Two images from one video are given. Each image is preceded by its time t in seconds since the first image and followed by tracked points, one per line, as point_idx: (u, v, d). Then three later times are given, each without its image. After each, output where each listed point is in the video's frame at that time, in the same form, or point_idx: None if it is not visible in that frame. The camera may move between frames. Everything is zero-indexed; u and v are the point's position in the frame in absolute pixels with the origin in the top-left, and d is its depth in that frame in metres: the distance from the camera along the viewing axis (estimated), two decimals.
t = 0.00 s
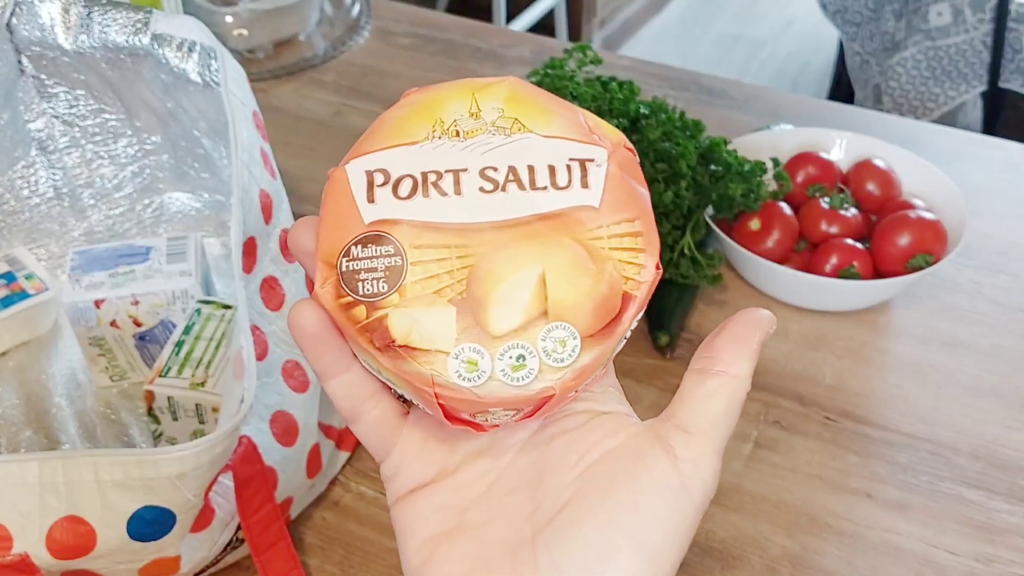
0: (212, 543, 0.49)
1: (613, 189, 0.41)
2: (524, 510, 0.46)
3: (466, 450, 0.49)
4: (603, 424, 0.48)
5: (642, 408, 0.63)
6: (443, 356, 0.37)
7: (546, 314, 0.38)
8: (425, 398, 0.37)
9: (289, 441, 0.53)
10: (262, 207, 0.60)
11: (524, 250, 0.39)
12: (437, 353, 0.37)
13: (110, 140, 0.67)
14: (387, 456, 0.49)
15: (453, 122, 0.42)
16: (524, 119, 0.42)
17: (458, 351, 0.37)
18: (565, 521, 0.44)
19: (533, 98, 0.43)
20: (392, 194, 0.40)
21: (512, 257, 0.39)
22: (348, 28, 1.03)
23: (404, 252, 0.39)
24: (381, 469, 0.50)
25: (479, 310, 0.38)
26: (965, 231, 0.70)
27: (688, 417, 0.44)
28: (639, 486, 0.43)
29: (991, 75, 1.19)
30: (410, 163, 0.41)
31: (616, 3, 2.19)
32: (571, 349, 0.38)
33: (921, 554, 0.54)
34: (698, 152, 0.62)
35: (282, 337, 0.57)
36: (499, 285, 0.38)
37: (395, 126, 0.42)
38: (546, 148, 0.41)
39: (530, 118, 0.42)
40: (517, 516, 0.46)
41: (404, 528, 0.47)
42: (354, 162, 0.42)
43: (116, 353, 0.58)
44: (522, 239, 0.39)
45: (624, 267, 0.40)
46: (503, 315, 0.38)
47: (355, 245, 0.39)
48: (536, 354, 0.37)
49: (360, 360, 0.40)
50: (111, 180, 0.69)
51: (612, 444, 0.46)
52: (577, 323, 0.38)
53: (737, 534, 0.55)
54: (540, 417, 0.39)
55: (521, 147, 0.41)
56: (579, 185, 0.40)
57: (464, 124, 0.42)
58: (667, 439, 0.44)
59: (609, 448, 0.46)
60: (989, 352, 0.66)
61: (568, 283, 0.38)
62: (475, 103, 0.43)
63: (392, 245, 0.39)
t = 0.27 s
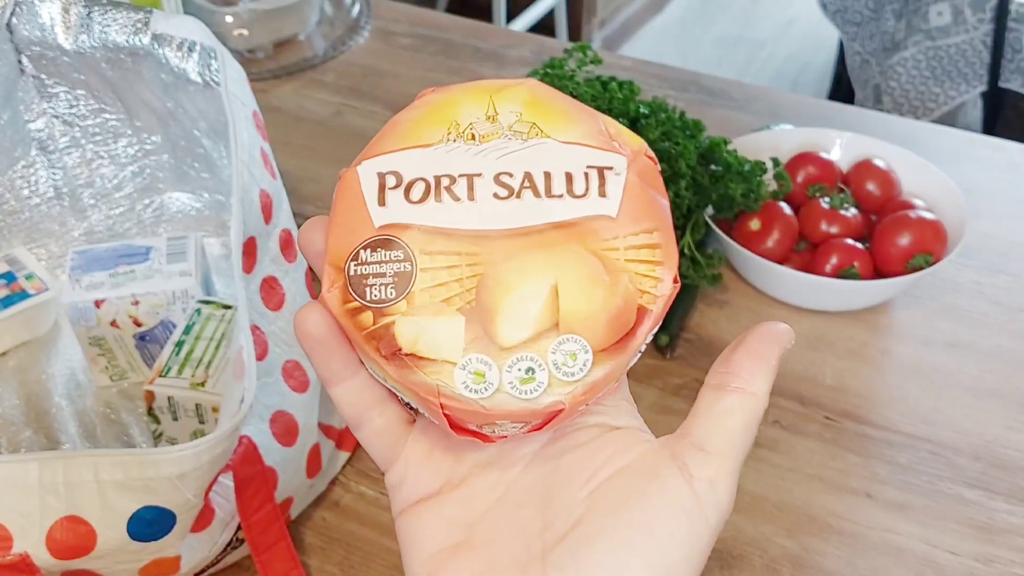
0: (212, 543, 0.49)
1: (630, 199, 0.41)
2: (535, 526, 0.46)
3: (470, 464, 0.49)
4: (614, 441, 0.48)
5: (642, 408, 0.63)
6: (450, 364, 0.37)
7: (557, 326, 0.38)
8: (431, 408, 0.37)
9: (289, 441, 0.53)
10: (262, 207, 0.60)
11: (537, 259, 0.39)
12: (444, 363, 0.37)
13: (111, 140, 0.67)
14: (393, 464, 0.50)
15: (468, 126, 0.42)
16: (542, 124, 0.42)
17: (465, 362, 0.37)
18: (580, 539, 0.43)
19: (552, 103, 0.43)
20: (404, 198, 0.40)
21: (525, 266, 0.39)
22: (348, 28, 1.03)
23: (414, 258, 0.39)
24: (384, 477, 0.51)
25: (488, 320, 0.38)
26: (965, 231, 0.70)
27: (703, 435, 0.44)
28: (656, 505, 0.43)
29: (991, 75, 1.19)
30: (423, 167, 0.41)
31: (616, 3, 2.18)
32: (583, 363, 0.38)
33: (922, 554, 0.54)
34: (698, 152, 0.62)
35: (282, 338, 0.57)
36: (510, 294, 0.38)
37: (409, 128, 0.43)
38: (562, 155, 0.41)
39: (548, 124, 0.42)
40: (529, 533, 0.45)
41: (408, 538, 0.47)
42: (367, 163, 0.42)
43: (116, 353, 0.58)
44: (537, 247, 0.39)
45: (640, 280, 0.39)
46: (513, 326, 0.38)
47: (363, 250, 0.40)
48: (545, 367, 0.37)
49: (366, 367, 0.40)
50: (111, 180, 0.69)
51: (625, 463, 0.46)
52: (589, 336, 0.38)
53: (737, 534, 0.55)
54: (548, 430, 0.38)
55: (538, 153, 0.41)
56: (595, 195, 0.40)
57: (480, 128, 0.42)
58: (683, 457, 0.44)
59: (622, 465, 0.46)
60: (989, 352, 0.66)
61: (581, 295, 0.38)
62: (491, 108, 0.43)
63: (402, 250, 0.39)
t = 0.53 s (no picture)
0: (212, 543, 0.49)
1: (632, 206, 0.40)
2: (535, 535, 0.46)
3: (472, 465, 0.49)
4: (617, 449, 0.47)
5: (642, 408, 0.63)
6: (446, 369, 0.37)
7: (556, 331, 0.38)
8: (428, 412, 0.38)
9: (289, 441, 0.53)
10: (262, 208, 0.60)
11: (536, 264, 0.39)
12: (441, 367, 0.38)
13: (110, 140, 0.67)
14: (393, 468, 0.50)
15: (470, 130, 0.42)
16: (545, 129, 0.42)
17: (462, 366, 0.37)
18: (578, 549, 0.43)
19: (557, 107, 0.43)
20: (404, 202, 0.40)
21: (524, 271, 0.39)
22: (348, 28, 1.03)
23: (413, 262, 0.39)
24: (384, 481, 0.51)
25: (486, 325, 0.38)
26: (965, 232, 0.70)
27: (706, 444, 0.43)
28: (657, 515, 0.43)
29: (991, 75, 1.19)
30: (424, 170, 0.41)
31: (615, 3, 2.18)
32: (580, 369, 0.38)
33: (922, 554, 0.54)
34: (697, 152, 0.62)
35: (282, 338, 0.57)
36: (508, 299, 0.38)
37: (412, 131, 0.43)
38: (564, 160, 0.41)
39: (551, 128, 0.42)
40: (529, 541, 0.46)
41: (407, 544, 0.47)
42: (370, 167, 0.42)
43: (116, 353, 0.57)
44: (537, 252, 0.39)
45: (640, 286, 0.39)
46: (511, 331, 0.38)
47: (363, 252, 0.40)
48: (543, 373, 0.37)
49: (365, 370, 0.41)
50: (111, 180, 0.69)
51: (625, 471, 0.46)
52: (587, 343, 0.38)
53: (737, 533, 0.55)
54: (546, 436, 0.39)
55: (540, 158, 0.41)
56: (597, 201, 0.40)
57: (483, 133, 0.42)
58: (684, 466, 0.44)
59: (623, 473, 0.45)
60: (989, 352, 0.66)
61: (580, 301, 0.38)
62: (494, 112, 0.43)
63: (401, 253, 0.39)
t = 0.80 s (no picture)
0: (212, 542, 0.49)
1: (635, 205, 0.40)
2: (535, 535, 0.46)
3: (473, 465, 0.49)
4: (619, 449, 0.47)
5: (642, 408, 0.63)
6: (447, 368, 0.37)
7: (557, 331, 0.38)
8: (429, 411, 0.38)
9: (289, 441, 0.53)
10: (262, 207, 0.60)
11: (537, 264, 0.39)
12: (441, 366, 0.38)
13: (110, 140, 0.67)
14: (394, 468, 0.50)
15: (473, 128, 0.42)
16: (548, 127, 0.42)
17: (463, 366, 0.37)
18: (579, 551, 0.43)
19: (560, 106, 0.43)
20: (406, 199, 0.40)
21: (525, 271, 0.38)
22: (348, 28, 1.03)
23: (413, 260, 0.39)
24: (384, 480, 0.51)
25: (487, 325, 0.38)
26: (965, 232, 0.70)
27: (707, 447, 0.43)
28: (658, 517, 0.42)
29: (991, 75, 1.19)
30: (426, 168, 0.41)
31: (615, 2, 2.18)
32: (581, 369, 0.38)
33: (922, 554, 0.54)
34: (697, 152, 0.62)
35: (282, 337, 0.57)
36: (509, 299, 0.38)
37: (413, 129, 0.43)
38: (567, 158, 0.41)
39: (554, 127, 0.42)
40: (530, 542, 0.46)
41: (407, 545, 0.47)
42: (371, 164, 0.42)
43: (116, 353, 0.57)
44: (538, 251, 0.39)
45: (642, 286, 0.39)
46: (511, 331, 0.38)
47: (364, 250, 0.40)
48: (544, 373, 0.37)
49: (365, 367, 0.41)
50: (111, 180, 0.68)
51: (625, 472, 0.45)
52: (589, 343, 0.38)
53: (737, 534, 0.55)
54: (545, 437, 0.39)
55: (542, 156, 0.41)
56: (599, 200, 0.40)
57: (485, 130, 0.42)
58: (686, 468, 0.43)
59: (624, 475, 0.45)
60: (989, 352, 0.66)
61: (580, 301, 0.38)
62: (497, 109, 0.43)
63: (402, 251, 0.39)
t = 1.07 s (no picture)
0: (212, 542, 0.49)
1: (650, 207, 0.41)
2: (534, 540, 0.46)
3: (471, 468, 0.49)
4: (622, 455, 0.47)
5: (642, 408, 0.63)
6: (459, 366, 0.37)
7: (571, 331, 0.38)
8: (437, 410, 0.37)
9: (289, 441, 0.53)
10: (262, 207, 0.60)
11: (551, 262, 0.39)
12: (452, 364, 0.37)
13: (110, 139, 0.67)
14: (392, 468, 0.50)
15: (488, 123, 0.42)
16: (564, 125, 0.42)
17: (475, 363, 0.37)
18: (579, 555, 0.43)
19: (575, 106, 0.43)
20: (420, 193, 0.40)
21: (539, 270, 0.38)
22: (348, 27, 1.03)
23: (426, 254, 0.39)
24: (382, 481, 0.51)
25: (501, 323, 0.38)
26: (965, 231, 0.70)
27: (699, 449, 0.43)
28: (658, 520, 0.42)
29: (991, 75, 1.19)
30: (441, 162, 0.41)
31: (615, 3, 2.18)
32: (595, 370, 0.38)
33: (922, 554, 0.54)
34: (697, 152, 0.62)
35: (282, 337, 0.57)
36: (524, 298, 0.38)
37: (427, 123, 0.43)
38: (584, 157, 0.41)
39: (569, 125, 0.42)
40: (530, 546, 0.46)
41: (406, 548, 0.47)
42: (383, 156, 0.42)
43: (116, 353, 0.57)
44: (553, 250, 0.39)
45: (657, 288, 0.39)
46: (525, 330, 0.38)
47: (375, 244, 0.40)
48: (557, 373, 0.37)
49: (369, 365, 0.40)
50: (111, 180, 0.69)
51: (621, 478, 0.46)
52: (603, 344, 0.38)
53: (737, 534, 0.55)
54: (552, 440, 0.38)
55: (557, 154, 0.41)
56: (616, 199, 0.40)
57: (499, 126, 0.42)
58: (683, 472, 0.43)
59: (621, 481, 0.45)
60: (989, 352, 0.66)
61: (595, 302, 0.38)
62: (513, 106, 0.43)
63: (414, 245, 0.39)
